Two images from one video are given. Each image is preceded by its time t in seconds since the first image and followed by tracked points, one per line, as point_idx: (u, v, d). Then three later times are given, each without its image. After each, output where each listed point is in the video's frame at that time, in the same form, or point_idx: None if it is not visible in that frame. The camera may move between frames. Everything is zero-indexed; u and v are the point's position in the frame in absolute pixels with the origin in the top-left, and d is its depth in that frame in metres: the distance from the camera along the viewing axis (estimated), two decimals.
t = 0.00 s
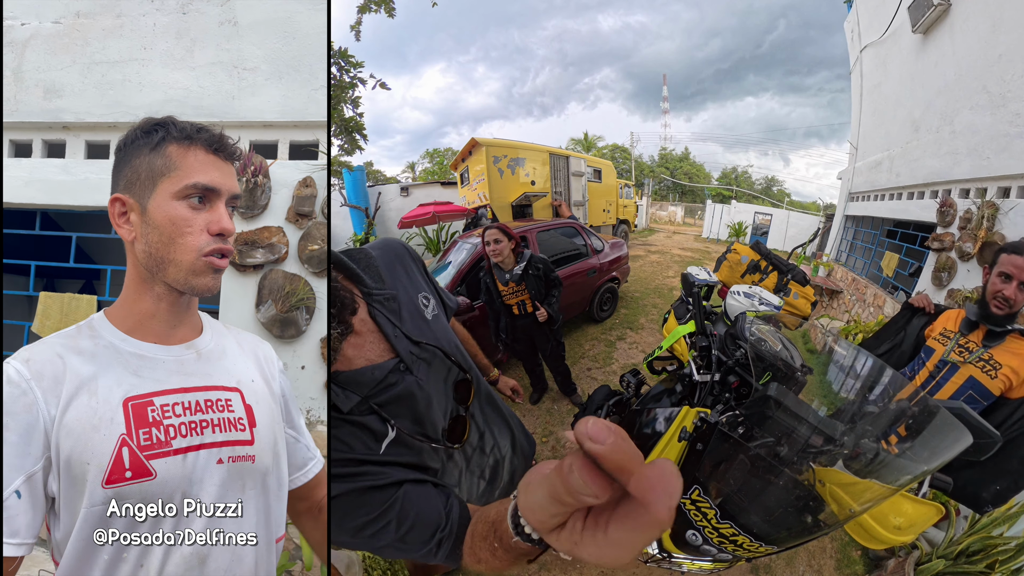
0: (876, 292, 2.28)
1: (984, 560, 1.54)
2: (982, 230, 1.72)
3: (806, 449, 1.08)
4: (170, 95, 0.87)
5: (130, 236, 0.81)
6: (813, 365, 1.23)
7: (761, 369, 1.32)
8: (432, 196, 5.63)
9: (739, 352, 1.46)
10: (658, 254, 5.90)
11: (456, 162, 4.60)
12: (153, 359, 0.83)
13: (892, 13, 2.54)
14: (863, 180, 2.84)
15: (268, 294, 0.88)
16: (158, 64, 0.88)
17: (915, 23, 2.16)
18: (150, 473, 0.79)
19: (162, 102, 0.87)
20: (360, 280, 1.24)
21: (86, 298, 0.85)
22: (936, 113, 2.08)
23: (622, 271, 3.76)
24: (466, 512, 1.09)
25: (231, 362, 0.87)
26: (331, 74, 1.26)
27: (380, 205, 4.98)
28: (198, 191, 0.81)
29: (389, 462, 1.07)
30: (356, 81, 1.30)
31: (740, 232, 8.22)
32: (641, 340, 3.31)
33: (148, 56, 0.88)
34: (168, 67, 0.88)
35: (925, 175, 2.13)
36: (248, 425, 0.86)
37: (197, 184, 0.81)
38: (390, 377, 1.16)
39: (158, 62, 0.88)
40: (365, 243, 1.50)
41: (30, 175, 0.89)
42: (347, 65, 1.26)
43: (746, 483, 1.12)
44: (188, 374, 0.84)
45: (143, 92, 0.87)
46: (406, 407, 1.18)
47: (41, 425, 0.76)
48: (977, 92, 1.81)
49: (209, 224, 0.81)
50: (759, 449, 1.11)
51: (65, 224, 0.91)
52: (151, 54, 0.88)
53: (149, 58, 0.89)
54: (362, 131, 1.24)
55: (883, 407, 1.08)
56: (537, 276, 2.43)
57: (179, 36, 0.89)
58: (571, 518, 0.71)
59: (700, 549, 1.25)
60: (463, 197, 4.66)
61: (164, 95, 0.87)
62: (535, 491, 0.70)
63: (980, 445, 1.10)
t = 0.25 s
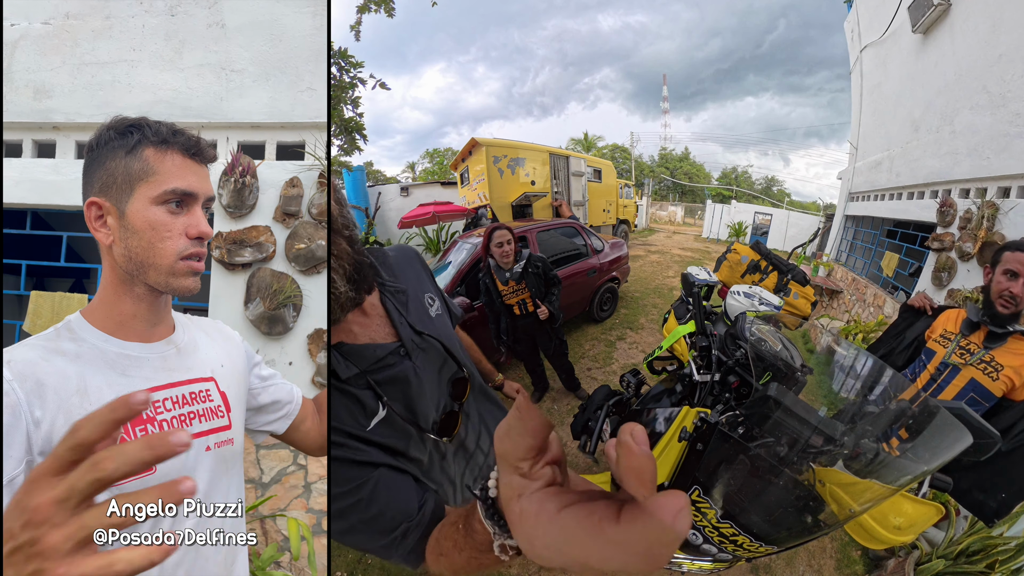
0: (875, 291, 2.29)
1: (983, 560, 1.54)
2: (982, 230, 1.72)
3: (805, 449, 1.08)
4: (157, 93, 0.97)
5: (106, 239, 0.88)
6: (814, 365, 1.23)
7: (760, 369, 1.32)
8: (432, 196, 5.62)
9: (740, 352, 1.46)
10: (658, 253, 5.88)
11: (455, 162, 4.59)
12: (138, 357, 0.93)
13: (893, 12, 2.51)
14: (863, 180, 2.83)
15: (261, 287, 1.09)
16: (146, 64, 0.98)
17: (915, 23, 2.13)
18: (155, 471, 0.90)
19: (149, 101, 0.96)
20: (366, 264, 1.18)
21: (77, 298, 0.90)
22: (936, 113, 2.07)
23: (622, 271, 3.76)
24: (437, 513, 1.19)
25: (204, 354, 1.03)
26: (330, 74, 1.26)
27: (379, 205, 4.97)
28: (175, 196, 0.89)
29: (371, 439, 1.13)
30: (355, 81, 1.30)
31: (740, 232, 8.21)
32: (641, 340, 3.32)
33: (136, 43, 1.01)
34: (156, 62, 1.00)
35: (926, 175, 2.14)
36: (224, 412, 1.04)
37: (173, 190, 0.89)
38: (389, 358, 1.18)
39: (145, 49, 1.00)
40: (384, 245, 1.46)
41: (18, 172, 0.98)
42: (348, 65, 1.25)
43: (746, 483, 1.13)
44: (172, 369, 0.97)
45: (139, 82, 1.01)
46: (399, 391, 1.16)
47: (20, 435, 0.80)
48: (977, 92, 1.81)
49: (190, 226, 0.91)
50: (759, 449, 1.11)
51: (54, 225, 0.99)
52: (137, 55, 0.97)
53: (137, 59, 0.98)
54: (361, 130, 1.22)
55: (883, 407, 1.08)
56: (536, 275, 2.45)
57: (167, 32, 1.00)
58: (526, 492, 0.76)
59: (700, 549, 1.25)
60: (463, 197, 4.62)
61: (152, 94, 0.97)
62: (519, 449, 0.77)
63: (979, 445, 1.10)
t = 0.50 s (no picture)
0: (873, 289, 2.29)
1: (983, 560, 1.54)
2: (981, 229, 1.73)
3: (806, 448, 1.08)
4: (154, 100, 1.28)
5: (88, 245, 1.10)
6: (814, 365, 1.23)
7: (761, 369, 1.31)
8: (432, 196, 5.61)
9: (740, 352, 1.45)
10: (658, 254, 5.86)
11: (456, 162, 4.58)
12: (124, 354, 1.18)
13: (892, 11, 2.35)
14: (863, 180, 2.83)
15: (255, 281, 1.38)
16: (141, 68, 1.29)
17: (915, 23, 2.08)
18: (144, 457, 1.17)
19: (147, 105, 1.26)
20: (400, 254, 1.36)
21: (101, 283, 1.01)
22: (935, 112, 2.05)
23: (623, 271, 3.61)
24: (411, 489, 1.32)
25: (186, 351, 1.28)
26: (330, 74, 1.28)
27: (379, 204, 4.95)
28: (151, 203, 1.12)
29: (369, 402, 1.21)
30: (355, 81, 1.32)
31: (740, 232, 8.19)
32: (641, 339, 3.25)
33: (133, 63, 1.28)
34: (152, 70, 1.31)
35: (926, 175, 2.11)
36: (205, 401, 1.30)
37: (149, 198, 1.12)
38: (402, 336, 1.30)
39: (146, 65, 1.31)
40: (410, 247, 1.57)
41: (19, 175, 1.25)
42: (347, 65, 1.27)
43: (746, 484, 1.13)
44: (156, 363, 1.21)
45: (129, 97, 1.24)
46: (406, 366, 1.29)
47: (22, 438, 1.03)
48: (977, 92, 1.81)
49: (166, 230, 1.16)
50: (760, 448, 1.10)
51: (51, 223, 1.28)
52: (135, 60, 1.28)
53: (131, 62, 1.29)
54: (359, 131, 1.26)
55: (883, 407, 1.08)
56: (545, 274, 2.47)
57: (164, 43, 1.30)
58: (521, 470, 0.86)
59: (701, 548, 1.25)
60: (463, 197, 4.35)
61: (148, 100, 1.27)
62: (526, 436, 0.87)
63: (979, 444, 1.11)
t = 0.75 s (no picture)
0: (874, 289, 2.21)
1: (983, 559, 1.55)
2: (981, 229, 1.74)
3: (807, 448, 1.08)
4: (152, 102, 1.43)
5: (78, 242, 1.18)
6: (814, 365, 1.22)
7: (760, 369, 1.28)
8: (433, 195, 5.63)
9: (740, 352, 1.41)
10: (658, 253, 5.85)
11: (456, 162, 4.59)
12: (114, 342, 1.26)
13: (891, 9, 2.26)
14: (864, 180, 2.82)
15: (252, 275, 1.55)
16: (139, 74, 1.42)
17: (914, 23, 2.07)
18: (125, 433, 1.24)
19: (146, 106, 1.42)
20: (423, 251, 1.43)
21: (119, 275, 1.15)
22: (935, 112, 2.02)
23: (623, 271, 3.57)
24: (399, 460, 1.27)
25: (175, 340, 1.38)
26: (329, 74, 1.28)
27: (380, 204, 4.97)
28: (132, 201, 1.20)
29: (381, 368, 1.24)
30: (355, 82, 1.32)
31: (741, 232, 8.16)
32: (641, 339, 3.22)
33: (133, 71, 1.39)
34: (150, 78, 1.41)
35: (925, 175, 2.06)
36: (191, 389, 1.37)
37: (130, 198, 1.19)
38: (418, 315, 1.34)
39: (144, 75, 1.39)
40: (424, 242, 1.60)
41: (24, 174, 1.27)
42: (347, 65, 1.28)
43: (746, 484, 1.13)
44: (143, 350, 1.30)
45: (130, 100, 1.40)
46: (422, 342, 1.35)
47: (15, 413, 1.13)
48: (977, 92, 1.82)
49: (149, 226, 1.24)
50: (761, 449, 1.10)
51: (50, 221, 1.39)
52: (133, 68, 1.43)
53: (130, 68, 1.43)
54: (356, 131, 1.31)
55: (883, 407, 1.08)
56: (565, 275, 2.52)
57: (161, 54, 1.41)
58: (517, 470, 0.86)
59: (701, 548, 1.26)
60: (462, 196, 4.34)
61: (147, 103, 1.43)
62: (519, 438, 0.86)
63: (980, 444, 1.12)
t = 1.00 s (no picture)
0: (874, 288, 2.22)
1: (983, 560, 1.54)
2: (981, 229, 1.75)
3: (807, 448, 1.08)
4: (155, 97, 1.36)
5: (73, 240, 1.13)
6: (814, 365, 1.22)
7: (760, 369, 1.27)
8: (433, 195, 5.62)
9: (740, 352, 1.40)
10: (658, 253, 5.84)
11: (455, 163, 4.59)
12: (110, 327, 1.18)
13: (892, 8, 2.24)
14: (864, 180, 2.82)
15: (252, 267, 1.45)
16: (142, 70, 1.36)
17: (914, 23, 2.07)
18: (115, 411, 1.15)
19: (148, 103, 1.35)
20: (430, 247, 1.46)
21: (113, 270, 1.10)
22: (935, 113, 2.01)
23: (622, 271, 3.62)
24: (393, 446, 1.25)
25: (173, 325, 1.26)
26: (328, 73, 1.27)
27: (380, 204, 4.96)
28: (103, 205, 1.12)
29: (387, 352, 1.23)
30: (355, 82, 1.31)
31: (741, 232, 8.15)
32: (641, 339, 3.21)
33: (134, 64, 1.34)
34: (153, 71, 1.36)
35: (925, 175, 2.06)
36: (183, 370, 1.26)
37: (96, 203, 1.11)
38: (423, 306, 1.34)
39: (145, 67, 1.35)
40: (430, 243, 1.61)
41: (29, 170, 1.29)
42: (347, 65, 1.28)
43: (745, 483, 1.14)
44: (140, 336, 1.21)
45: (132, 95, 1.33)
46: (427, 331, 1.35)
47: (21, 387, 1.08)
48: (977, 92, 1.82)
49: (116, 231, 1.14)
50: (761, 449, 1.11)
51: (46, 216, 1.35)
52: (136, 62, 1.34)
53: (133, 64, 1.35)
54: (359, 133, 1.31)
55: (883, 407, 1.08)
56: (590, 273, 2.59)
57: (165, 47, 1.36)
58: (514, 480, 0.87)
59: (701, 548, 1.26)
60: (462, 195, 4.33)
61: (150, 98, 1.36)
62: (519, 435, 0.90)
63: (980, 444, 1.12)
